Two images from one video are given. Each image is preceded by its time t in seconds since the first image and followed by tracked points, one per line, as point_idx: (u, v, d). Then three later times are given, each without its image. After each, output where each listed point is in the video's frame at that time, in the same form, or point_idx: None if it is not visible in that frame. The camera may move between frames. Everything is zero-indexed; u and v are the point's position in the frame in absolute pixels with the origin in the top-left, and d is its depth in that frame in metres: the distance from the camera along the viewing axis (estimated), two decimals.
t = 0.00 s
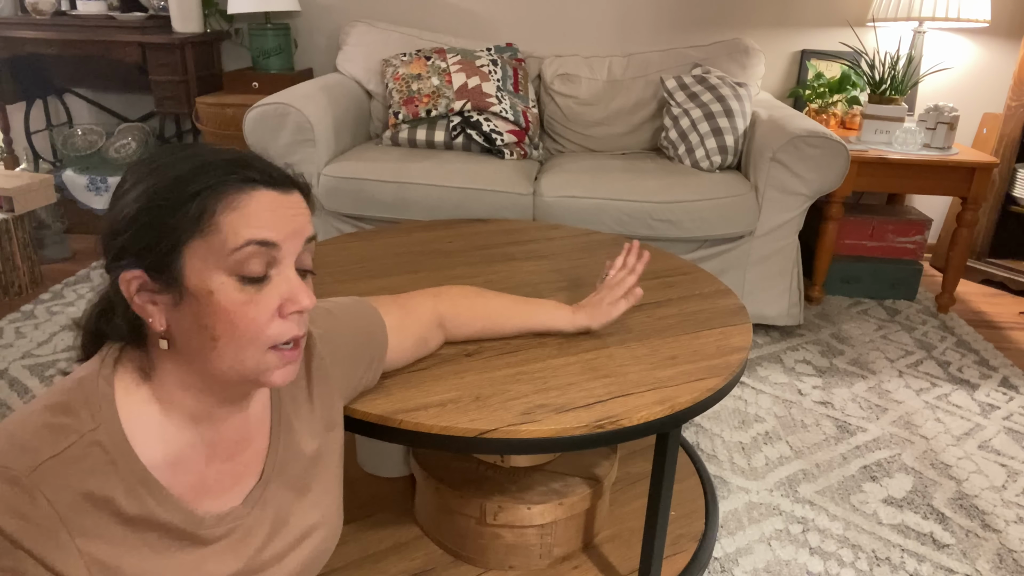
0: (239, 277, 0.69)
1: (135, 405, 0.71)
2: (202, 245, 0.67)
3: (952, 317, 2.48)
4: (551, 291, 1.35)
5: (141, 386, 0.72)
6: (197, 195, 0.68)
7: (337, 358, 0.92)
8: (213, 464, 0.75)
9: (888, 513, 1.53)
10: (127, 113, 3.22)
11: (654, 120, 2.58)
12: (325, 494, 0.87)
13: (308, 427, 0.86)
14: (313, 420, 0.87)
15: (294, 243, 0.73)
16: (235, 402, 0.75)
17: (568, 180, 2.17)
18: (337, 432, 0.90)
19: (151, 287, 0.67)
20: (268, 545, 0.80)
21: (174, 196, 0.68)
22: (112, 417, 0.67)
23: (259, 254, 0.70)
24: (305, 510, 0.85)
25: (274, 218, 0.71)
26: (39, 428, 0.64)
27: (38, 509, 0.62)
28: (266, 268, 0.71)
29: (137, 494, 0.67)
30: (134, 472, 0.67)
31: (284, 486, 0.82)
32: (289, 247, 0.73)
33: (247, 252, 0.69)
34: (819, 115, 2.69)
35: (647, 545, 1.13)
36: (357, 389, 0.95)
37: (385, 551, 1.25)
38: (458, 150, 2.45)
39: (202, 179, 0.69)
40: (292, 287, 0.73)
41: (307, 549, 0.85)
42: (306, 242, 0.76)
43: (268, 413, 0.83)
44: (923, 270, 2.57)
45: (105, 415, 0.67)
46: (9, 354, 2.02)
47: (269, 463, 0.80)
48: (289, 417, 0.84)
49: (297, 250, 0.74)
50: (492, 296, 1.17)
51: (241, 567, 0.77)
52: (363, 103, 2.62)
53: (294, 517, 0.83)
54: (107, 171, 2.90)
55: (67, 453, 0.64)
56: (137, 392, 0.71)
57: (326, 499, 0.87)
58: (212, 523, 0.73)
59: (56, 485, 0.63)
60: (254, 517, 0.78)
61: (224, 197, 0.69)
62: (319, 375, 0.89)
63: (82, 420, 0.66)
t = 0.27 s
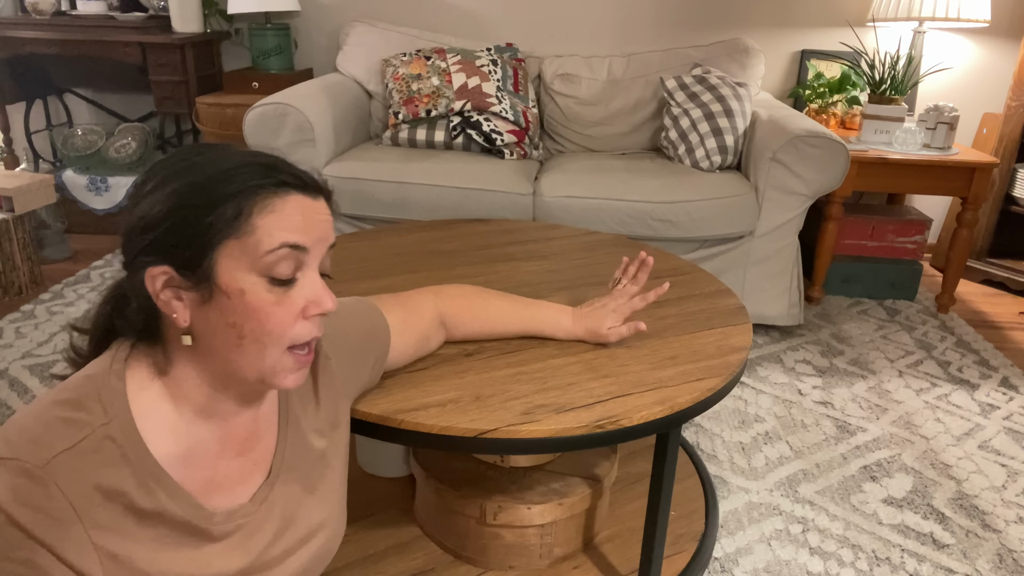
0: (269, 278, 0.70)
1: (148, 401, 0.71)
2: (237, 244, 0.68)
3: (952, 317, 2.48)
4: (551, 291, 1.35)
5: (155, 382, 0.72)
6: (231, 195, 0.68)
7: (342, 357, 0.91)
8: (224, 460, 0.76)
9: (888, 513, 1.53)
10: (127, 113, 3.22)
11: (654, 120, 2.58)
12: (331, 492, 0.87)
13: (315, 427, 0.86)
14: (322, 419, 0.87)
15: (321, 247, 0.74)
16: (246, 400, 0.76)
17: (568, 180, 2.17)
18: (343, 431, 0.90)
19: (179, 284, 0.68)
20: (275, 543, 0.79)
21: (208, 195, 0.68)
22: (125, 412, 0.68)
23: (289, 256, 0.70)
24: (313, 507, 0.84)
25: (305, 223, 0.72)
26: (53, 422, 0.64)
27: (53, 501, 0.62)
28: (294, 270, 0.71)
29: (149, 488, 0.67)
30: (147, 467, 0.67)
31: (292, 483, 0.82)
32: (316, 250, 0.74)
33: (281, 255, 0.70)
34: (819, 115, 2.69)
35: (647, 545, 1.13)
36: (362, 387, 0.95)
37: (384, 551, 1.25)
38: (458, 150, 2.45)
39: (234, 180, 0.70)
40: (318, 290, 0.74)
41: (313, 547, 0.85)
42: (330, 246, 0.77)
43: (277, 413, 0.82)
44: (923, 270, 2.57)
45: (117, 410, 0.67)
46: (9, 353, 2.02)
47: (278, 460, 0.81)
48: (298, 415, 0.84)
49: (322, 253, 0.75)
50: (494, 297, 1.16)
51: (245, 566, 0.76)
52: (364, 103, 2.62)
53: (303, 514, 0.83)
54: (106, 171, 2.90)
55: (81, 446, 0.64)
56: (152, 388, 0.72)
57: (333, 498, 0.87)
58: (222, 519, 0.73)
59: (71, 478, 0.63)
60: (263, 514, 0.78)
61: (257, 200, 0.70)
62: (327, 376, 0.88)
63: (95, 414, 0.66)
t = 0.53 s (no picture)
0: (284, 284, 0.69)
1: (161, 401, 0.71)
2: (256, 249, 0.68)
3: (951, 317, 2.48)
4: (551, 291, 1.35)
5: (169, 381, 0.72)
6: (251, 200, 0.68)
7: (348, 359, 0.91)
8: (234, 462, 0.75)
9: (888, 513, 1.53)
10: (127, 112, 3.22)
11: (654, 120, 2.58)
12: (337, 494, 0.88)
13: (323, 428, 0.86)
14: (330, 421, 0.87)
15: (338, 254, 0.74)
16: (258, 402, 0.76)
17: (569, 180, 2.17)
18: (349, 434, 0.90)
19: (195, 285, 0.68)
20: (283, 544, 0.79)
21: (228, 199, 0.68)
22: (138, 412, 0.68)
23: (306, 264, 0.70)
24: (319, 510, 0.84)
25: (323, 231, 0.71)
26: (66, 422, 0.64)
27: (66, 501, 0.62)
28: (310, 277, 0.71)
29: (162, 489, 0.67)
30: (159, 467, 0.67)
31: (300, 484, 0.82)
32: (333, 258, 0.73)
33: (297, 262, 0.69)
34: (819, 115, 2.69)
35: (647, 546, 1.13)
36: (365, 387, 0.95)
37: (384, 551, 1.25)
38: (458, 150, 2.45)
39: (253, 183, 0.69)
40: (332, 296, 0.73)
41: (319, 548, 0.85)
42: (348, 254, 0.76)
43: (285, 414, 0.83)
44: (923, 270, 2.57)
45: (130, 411, 0.67)
46: (9, 353, 2.02)
47: (287, 462, 0.81)
48: (306, 416, 0.84)
49: (339, 260, 0.75)
50: (493, 296, 1.16)
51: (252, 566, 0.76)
52: (364, 103, 2.62)
53: (308, 517, 0.83)
54: (106, 171, 2.90)
55: (94, 446, 0.64)
56: (164, 388, 0.72)
57: (338, 500, 0.88)
58: (232, 520, 0.73)
59: (84, 478, 0.63)
60: (271, 515, 0.78)
61: (276, 205, 0.69)
62: (334, 379, 0.89)
63: (108, 414, 0.66)
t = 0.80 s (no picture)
0: (294, 300, 0.69)
1: (166, 403, 0.71)
2: (269, 263, 0.67)
3: (952, 317, 2.48)
4: (551, 291, 1.35)
5: (175, 384, 0.72)
6: (269, 213, 0.68)
7: (354, 364, 0.91)
8: (237, 465, 0.76)
9: (888, 513, 1.53)
10: (127, 113, 3.22)
11: (654, 120, 2.58)
12: (340, 498, 0.89)
13: (324, 431, 0.87)
14: (331, 425, 0.88)
15: (350, 273, 0.74)
16: (262, 407, 0.76)
17: (569, 180, 2.17)
18: (349, 438, 0.90)
19: (205, 291, 0.68)
20: (285, 547, 0.80)
21: (246, 209, 0.67)
22: (143, 415, 0.68)
23: (318, 282, 0.70)
24: (320, 513, 0.85)
25: (337, 251, 0.71)
26: (71, 424, 0.64)
27: (72, 502, 0.62)
28: (320, 294, 0.71)
29: (166, 491, 0.68)
30: (164, 470, 0.67)
31: (302, 488, 0.82)
32: (345, 277, 0.73)
33: (308, 280, 0.69)
34: (819, 115, 2.69)
35: (647, 546, 1.13)
36: (367, 388, 0.94)
37: (384, 551, 1.25)
38: (458, 150, 2.45)
39: (272, 197, 0.69)
40: (341, 314, 0.73)
41: (321, 551, 0.86)
42: (360, 273, 0.76)
43: (288, 418, 0.83)
44: (923, 270, 2.57)
45: (135, 413, 0.67)
46: (9, 353, 2.02)
47: (290, 465, 0.81)
48: (308, 420, 0.85)
49: (351, 279, 0.74)
50: (492, 296, 1.16)
51: (254, 567, 0.76)
52: (364, 103, 2.62)
53: (309, 520, 0.84)
54: (106, 171, 2.91)
55: (98, 448, 0.64)
56: (169, 390, 0.72)
57: (339, 505, 0.89)
58: (234, 523, 0.73)
59: (90, 479, 0.63)
60: (273, 518, 0.78)
61: (293, 221, 0.69)
62: (338, 384, 0.89)
63: (114, 417, 0.66)
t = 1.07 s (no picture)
0: (301, 318, 0.69)
1: (164, 405, 0.71)
2: (281, 281, 0.67)
3: (952, 317, 2.48)
4: (551, 291, 1.35)
5: (174, 386, 0.72)
6: (284, 230, 0.67)
7: (355, 369, 0.91)
8: (233, 468, 0.76)
9: (888, 513, 1.53)
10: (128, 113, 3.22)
11: (654, 120, 2.58)
12: (335, 501, 0.89)
13: (323, 434, 0.87)
14: (330, 428, 0.88)
15: (359, 294, 0.73)
16: (261, 412, 0.76)
17: (569, 180, 2.17)
18: (347, 441, 0.91)
19: (214, 299, 0.67)
20: (281, 548, 0.80)
21: (262, 224, 0.67)
22: (140, 417, 0.68)
23: (327, 303, 0.70)
24: (316, 516, 0.86)
25: (349, 274, 0.71)
26: (68, 425, 0.64)
27: (67, 502, 0.62)
28: (327, 313, 0.71)
29: (162, 493, 0.68)
30: (160, 472, 0.67)
31: (298, 490, 0.83)
32: (354, 298, 0.73)
33: (317, 301, 0.69)
34: (819, 115, 2.69)
35: (647, 545, 1.13)
36: (366, 391, 0.94)
37: (385, 551, 1.25)
38: (458, 150, 2.45)
39: (289, 213, 0.68)
40: (346, 333, 0.73)
41: (317, 554, 0.86)
42: (369, 292, 0.75)
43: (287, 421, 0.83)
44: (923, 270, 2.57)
45: (132, 414, 0.67)
46: (9, 353, 2.02)
47: (287, 468, 0.81)
48: (308, 424, 0.85)
49: (359, 299, 0.74)
50: (493, 296, 1.17)
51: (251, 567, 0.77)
52: (364, 103, 2.62)
53: (306, 523, 0.84)
54: (107, 172, 2.91)
55: (94, 449, 0.64)
56: (168, 391, 0.72)
57: (335, 508, 0.89)
58: (230, 525, 0.74)
59: (85, 480, 0.63)
60: (269, 520, 0.79)
61: (308, 241, 0.68)
62: (339, 389, 0.89)
63: (110, 418, 0.66)
